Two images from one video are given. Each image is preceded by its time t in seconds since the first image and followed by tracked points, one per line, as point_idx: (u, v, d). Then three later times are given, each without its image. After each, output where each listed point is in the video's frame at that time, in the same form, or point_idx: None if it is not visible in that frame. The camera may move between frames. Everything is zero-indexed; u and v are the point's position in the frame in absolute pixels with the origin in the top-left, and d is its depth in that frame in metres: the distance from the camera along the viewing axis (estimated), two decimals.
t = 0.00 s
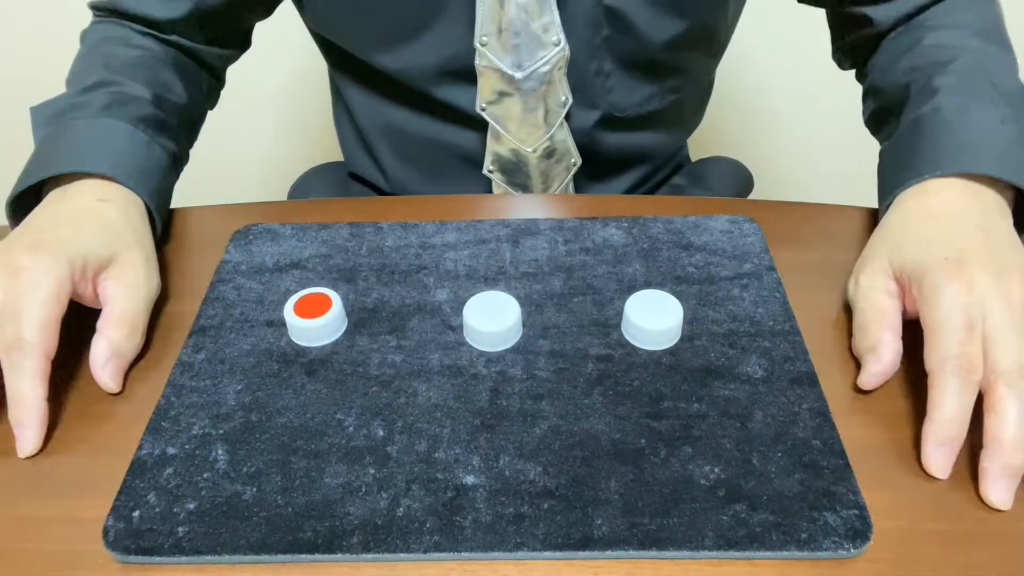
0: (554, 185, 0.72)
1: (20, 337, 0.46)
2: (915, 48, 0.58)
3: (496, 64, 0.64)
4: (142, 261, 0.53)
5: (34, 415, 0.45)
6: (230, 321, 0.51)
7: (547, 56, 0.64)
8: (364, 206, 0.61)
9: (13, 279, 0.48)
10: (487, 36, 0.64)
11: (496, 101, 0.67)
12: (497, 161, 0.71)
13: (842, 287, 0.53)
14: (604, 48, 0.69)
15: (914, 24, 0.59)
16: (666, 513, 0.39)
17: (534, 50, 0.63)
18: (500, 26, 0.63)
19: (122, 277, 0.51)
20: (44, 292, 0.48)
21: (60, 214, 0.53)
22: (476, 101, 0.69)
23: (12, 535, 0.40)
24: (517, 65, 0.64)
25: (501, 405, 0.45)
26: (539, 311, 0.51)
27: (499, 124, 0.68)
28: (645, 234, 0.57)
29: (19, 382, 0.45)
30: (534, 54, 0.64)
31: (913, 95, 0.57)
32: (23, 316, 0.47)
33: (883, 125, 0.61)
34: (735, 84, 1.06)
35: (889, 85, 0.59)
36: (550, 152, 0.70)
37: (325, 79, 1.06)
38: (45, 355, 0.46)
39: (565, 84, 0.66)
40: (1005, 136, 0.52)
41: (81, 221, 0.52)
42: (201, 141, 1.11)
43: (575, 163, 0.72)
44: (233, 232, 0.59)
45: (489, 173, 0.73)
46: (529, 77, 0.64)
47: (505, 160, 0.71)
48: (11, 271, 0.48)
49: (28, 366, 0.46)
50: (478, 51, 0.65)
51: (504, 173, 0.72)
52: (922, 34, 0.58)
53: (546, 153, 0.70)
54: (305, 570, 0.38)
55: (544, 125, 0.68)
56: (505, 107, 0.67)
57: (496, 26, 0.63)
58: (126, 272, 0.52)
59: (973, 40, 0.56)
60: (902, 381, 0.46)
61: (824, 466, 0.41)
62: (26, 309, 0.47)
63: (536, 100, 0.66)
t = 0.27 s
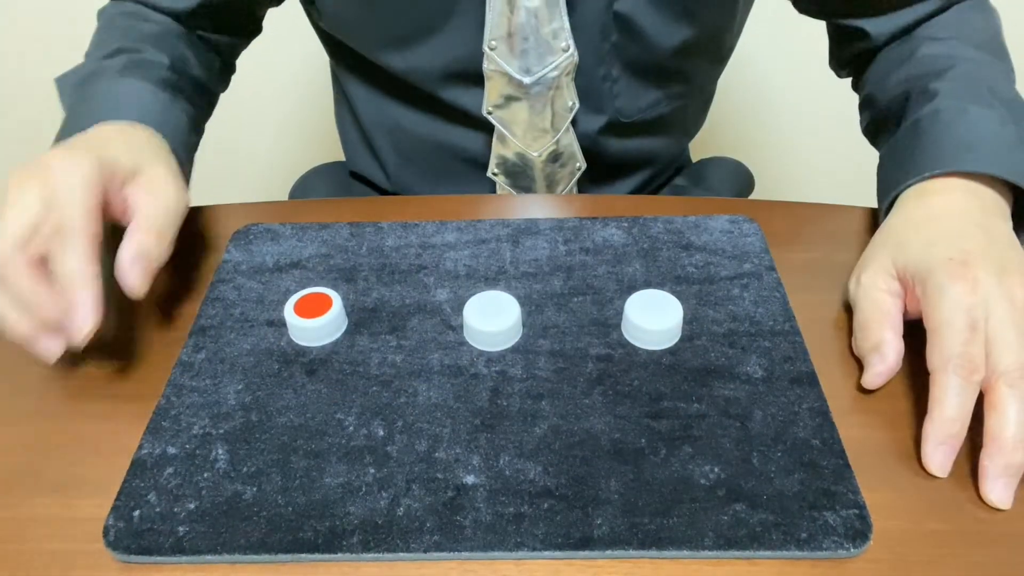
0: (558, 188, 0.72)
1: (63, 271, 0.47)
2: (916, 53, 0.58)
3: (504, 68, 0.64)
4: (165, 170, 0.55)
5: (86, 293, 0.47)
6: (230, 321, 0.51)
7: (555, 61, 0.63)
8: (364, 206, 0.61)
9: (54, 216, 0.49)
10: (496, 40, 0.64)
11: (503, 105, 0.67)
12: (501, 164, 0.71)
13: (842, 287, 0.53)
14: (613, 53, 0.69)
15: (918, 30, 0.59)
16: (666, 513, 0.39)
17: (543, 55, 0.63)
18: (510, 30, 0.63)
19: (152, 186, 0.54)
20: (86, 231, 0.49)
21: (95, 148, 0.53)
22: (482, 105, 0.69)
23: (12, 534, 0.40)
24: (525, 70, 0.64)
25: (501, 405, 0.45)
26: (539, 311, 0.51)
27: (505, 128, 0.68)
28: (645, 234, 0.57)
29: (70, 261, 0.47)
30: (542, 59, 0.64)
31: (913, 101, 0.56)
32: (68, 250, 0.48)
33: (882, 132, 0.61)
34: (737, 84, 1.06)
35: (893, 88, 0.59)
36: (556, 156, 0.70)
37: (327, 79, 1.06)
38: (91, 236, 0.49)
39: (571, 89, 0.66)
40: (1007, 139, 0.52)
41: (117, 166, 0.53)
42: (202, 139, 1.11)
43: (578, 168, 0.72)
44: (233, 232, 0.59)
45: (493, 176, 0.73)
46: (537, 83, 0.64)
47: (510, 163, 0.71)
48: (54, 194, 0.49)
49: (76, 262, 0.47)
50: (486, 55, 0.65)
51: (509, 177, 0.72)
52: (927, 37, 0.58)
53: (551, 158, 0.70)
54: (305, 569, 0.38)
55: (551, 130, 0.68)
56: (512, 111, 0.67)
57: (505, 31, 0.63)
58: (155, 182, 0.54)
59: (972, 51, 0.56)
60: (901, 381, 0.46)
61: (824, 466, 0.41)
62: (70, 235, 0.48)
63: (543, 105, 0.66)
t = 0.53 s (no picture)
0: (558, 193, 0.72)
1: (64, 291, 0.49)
2: (917, 55, 0.58)
3: (503, 77, 0.65)
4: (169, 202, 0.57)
5: (79, 337, 0.47)
6: (230, 321, 0.51)
7: (554, 69, 0.64)
8: (365, 206, 0.61)
9: (62, 233, 0.50)
10: (495, 48, 0.64)
11: (501, 112, 0.67)
12: (501, 169, 0.72)
13: (842, 287, 0.53)
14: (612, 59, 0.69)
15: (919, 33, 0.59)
16: (666, 513, 0.39)
17: (542, 63, 0.64)
18: (509, 39, 0.63)
19: (155, 222, 0.55)
20: (86, 251, 0.50)
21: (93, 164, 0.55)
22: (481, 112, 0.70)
23: (11, 534, 0.40)
24: (524, 78, 0.64)
25: (501, 405, 0.45)
26: (538, 311, 0.51)
27: (505, 135, 0.69)
28: (645, 235, 0.57)
29: (70, 300, 0.48)
30: (541, 68, 0.64)
31: (913, 102, 0.56)
32: (75, 268, 0.50)
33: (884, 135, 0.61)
34: (737, 84, 1.06)
35: (895, 90, 0.58)
36: (556, 161, 0.70)
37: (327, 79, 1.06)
38: (97, 284, 0.50)
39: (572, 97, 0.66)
40: (1007, 140, 0.52)
41: (112, 172, 0.55)
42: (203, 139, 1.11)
43: (578, 173, 0.73)
44: (232, 232, 0.59)
45: (492, 180, 0.73)
46: (536, 91, 0.65)
47: (510, 168, 0.71)
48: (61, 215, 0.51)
49: (79, 294, 0.49)
50: (485, 64, 0.65)
51: (509, 182, 0.73)
52: (929, 38, 0.58)
53: (551, 163, 0.70)
54: (305, 569, 0.38)
55: (549, 138, 0.68)
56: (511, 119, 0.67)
57: (504, 40, 0.63)
58: (158, 216, 0.55)
59: (972, 52, 0.56)
60: (901, 381, 0.46)
61: (824, 466, 0.41)
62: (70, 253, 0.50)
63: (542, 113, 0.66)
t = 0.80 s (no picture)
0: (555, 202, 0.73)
1: (47, 333, 0.48)
2: (916, 55, 0.58)
3: (498, 96, 0.64)
4: (157, 228, 0.56)
5: (61, 385, 0.46)
6: (230, 321, 0.51)
7: (550, 88, 0.64)
8: (365, 206, 0.61)
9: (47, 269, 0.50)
10: (489, 66, 0.64)
11: (496, 129, 0.67)
12: (496, 179, 0.72)
13: (842, 287, 0.53)
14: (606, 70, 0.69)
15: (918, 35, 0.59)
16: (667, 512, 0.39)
17: (538, 81, 0.63)
18: (504, 58, 0.63)
19: (143, 249, 0.54)
20: (71, 288, 0.49)
21: (78, 194, 0.54)
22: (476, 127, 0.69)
23: (12, 534, 0.40)
24: (520, 96, 0.64)
25: (501, 405, 0.45)
26: (538, 311, 0.51)
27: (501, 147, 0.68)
28: (645, 235, 0.57)
29: (53, 345, 0.47)
30: (537, 85, 0.64)
31: (911, 103, 0.56)
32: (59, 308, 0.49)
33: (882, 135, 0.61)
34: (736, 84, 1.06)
35: (893, 90, 0.58)
36: (552, 171, 0.70)
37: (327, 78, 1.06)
38: (79, 328, 0.49)
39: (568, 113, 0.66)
40: (1005, 140, 0.52)
41: (97, 200, 0.54)
42: (202, 138, 1.11)
43: (575, 184, 0.73)
44: (232, 232, 0.59)
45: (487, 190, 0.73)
46: (532, 109, 0.64)
47: (505, 179, 0.71)
48: (47, 251, 0.50)
49: (62, 338, 0.48)
50: (480, 83, 0.65)
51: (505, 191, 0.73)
52: (930, 38, 0.58)
53: (547, 175, 0.70)
54: (306, 569, 0.38)
55: (545, 154, 0.68)
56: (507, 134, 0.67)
57: (499, 58, 0.63)
58: (146, 244, 0.54)
59: (970, 52, 0.56)
60: (901, 382, 0.46)
61: (824, 466, 0.41)
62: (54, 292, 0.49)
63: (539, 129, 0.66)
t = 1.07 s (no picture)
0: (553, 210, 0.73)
1: (48, 333, 0.48)
2: (916, 55, 0.58)
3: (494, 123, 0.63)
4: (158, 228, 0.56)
5: (61, 387, 0.46)
6: (230, 321, 0.51)
7: (547, 116, 0.63)
8: (365, 206, 0.61)
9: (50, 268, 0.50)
10: (485, 94, 0.62)
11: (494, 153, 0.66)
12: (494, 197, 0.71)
13: (842, 287, 0.53)
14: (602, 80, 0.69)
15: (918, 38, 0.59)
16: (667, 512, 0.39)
17: (535, 109, 0.62)
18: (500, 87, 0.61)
19: (147, 249, 0.54)
20: (71, 288, 0.49)
21: (80, 196, 0.54)
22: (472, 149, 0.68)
23: (11, 534, 0.40)
24: (516, 123, 0.63)
25: (501, 405, 0.45)
26: (538, 311, 0.51)
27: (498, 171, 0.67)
28: (645, 235, 0.57)
29: (53, 347, 0.47)
30: (534, 113, 0.63)
31: (911, 103, 0.56)
32: (60, 308, 0.49)
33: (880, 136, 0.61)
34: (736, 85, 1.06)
35: (893, 91, 0.58)
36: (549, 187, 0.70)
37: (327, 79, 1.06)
38: (79, 330, 0.49)
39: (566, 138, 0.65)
40: (1006, 141, 0.52)
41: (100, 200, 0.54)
42: (202, 138, 1.11)
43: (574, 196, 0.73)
44: (232, 232, 0.59)
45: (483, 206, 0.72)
46: (529, 136, 0.64)
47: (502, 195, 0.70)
48: (48, 251, 0.50)
49: (64, 338, 0.48)
50: (476, 108, 0.63)
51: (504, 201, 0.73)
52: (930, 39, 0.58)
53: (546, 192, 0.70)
54: (306, 569, 0.38)
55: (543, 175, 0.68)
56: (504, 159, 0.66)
57: (496, 85, 0.62)
58: (148, 244, 0.54)
59: (971, 53, 0.56)
60: (901, 382, 0.46)
61: (824, 466, 0.41)
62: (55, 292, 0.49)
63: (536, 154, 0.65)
